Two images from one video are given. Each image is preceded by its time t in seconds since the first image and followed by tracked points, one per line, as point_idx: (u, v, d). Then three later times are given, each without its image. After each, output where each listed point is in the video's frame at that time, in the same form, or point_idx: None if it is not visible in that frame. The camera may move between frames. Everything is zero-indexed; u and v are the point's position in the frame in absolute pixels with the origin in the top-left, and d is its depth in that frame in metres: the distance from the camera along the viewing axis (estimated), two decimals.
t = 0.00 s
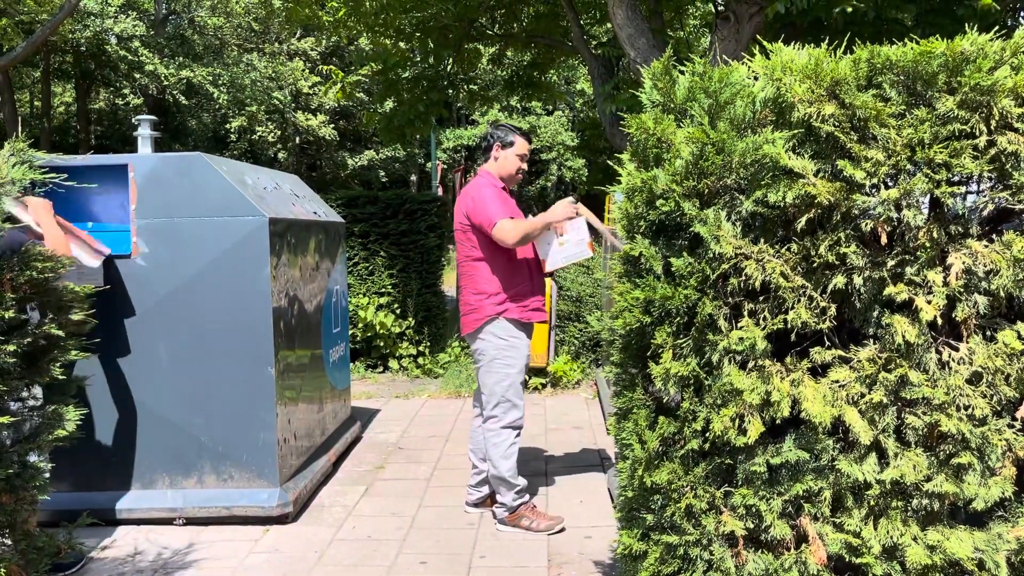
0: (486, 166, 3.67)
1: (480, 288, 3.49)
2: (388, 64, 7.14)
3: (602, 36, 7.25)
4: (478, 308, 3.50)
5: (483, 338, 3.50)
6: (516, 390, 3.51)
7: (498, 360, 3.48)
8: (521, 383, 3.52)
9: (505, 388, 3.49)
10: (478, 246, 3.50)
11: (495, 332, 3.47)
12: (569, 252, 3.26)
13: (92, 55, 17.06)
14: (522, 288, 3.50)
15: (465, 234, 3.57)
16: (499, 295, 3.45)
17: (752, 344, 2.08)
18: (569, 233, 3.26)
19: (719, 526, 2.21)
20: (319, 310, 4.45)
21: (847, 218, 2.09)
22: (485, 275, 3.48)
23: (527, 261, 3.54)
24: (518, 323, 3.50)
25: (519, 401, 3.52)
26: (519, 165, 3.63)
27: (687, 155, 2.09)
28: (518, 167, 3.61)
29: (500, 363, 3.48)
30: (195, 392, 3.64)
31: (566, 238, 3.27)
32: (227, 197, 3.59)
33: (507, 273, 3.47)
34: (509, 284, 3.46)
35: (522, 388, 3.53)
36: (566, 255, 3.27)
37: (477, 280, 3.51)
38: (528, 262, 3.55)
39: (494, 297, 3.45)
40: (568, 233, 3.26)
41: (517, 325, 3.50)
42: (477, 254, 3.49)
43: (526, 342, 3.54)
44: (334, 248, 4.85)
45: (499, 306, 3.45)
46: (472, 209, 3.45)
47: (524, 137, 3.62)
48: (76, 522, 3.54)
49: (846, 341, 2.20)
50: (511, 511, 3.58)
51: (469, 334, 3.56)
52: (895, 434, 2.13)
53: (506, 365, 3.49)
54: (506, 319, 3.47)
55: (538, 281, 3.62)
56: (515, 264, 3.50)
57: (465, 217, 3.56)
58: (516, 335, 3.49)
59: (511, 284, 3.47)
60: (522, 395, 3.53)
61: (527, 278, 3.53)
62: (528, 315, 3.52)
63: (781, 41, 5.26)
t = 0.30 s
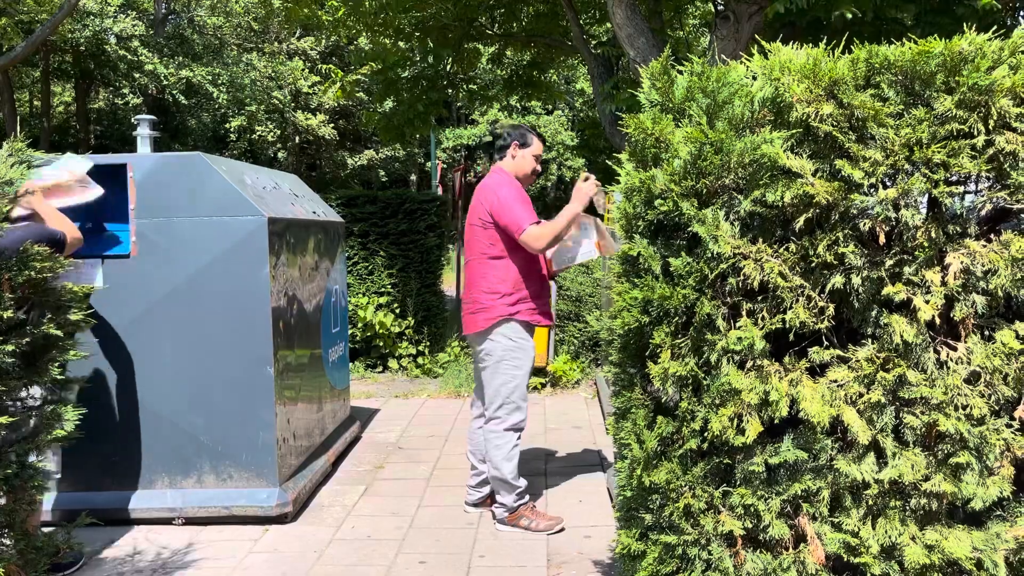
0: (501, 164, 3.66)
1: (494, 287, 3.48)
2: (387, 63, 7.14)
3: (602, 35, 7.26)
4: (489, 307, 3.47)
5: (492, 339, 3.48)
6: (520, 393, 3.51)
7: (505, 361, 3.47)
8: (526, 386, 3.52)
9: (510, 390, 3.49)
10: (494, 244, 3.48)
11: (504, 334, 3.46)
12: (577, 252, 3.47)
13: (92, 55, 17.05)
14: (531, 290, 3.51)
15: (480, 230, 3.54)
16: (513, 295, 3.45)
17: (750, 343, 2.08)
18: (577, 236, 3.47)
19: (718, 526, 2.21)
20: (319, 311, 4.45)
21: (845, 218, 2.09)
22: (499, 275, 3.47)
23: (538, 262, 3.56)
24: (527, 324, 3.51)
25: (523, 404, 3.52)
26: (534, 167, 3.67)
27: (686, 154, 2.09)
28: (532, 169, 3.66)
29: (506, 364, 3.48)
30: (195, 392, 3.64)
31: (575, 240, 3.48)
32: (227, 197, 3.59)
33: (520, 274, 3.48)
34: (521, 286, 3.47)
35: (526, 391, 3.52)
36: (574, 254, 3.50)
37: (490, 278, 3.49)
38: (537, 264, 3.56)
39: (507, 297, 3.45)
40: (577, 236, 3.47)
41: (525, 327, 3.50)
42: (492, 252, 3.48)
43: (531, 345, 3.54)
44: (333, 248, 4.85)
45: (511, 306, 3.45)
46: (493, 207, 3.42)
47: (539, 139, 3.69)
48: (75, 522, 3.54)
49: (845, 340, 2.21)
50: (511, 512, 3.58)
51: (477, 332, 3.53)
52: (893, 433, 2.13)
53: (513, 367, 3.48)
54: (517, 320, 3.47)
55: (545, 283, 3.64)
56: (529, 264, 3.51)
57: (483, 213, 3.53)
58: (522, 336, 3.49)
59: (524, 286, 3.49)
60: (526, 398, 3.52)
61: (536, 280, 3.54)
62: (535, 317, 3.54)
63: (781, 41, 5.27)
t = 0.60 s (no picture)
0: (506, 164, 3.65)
1: (500, 287, 3.47)
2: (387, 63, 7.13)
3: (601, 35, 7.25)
4: (494, 307, 3.46)
5: (496, 339, 3.48)
6: (522, 394, 3.51)
7: (508, 361, 3.47)
8: (529, 387, 3.52)
9: (513, 390, 3.49)
10: (502, 245, 3.48)
11: (508, 334, 3.46)
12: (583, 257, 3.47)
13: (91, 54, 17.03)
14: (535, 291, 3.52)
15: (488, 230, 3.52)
16: (520, 296, 3.46)
17: (749, 342, 2.08)
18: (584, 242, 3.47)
19: (717, 525, 2.21)
20: (318, 310, 4.45)
21: (844, 217, 2.09)
22: (506, 275, 3.47)
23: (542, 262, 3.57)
24: (530, 324, 3.52)
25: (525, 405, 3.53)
26: (539, 168, 3.68)
27: (685, 153, 2.08)
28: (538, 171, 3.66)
29: (509, 364, 3.48)
30: (195, 392, 3.64)
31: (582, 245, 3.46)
32: (227, 196, 3.59)
33: (526, 275, 3.49)
34: (526, 286, 3.48)
35: (528, 392, 3.53)
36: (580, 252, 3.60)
37: (497, 278, 3.48)
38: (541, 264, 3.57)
39: (513, 297, 3.45)
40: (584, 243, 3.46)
41: (529, 327, 3.51)
42: (501, 253, 3.48)
43: (534, 346, 3.54)
44: (333, 248, 4.85)
45: (517, 306, 3.45)
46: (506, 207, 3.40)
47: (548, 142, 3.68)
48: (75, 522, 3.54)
49: (844, 339, 2.21)
50: (511, 511, 3.58)
51: (479, 332, 3.53)
52: (892, 433, 2.13)
53: (516, 367, 3.49)
54: (522, 320, 3.47)
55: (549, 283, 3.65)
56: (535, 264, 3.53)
57: (491, 212, 3.51)
58: (526, 336, 3.50)
59: (529, 286, 3.50)
60: (528, 398, 3.52)
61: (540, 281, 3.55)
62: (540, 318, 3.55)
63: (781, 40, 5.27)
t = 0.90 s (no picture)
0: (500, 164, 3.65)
1: (499, 286, 3.47)
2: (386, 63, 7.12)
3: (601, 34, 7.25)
4: (494, 307, 3.46)
5: (495, 338, 3.47)
6: (522, 393, 3.51)
7: (507, 360, 3.47)
8: (528, 386, 3.52)
9: (512, 389, 3.48)
10: (498, 244, 3.48)
11: (507, 332, 3.46)
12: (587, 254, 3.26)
13: (91, 54, 17.01)
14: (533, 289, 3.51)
15: (484, 229, 3.52)
16: (518, 294, 3.45)
17: (749, 342, 2.08)
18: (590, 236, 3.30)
19: (717, 525, 2.21)
20: (318, 310, 4.44)
21: (844, 217, 2.09)
22: (503, 275, 3.47)
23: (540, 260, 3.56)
24: (530, 323, 3.52)
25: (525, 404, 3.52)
26: (534, 168, 3.67)
27: (685, 153, 2.08)
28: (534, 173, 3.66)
29: (508, 363, 3.47)
30: (195, 392, 3.64)
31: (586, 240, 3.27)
32: (227, 196, 3.59)
33: (523, 274, 3.48)
34: (523, 285, 3.47)
35: (528, 391, 3.52)
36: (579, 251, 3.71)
37: (496, 278, 3.48)
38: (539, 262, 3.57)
39: (511, 296, 3.45)
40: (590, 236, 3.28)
41: (528, 326, 3.50)
42: (497, 251, 3.48)
43: (533, 344, 3.53)
44: (332, 247, 4.85)
45: (516, 305, 3.44)
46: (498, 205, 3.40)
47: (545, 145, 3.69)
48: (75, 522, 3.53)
49: (844, 339, 2.21)
50: (511, 511, 3.59)
51: (478, 332, 3.54)
52: (893, 433, 2.13)
53: (515, 366, 3.48)
54: (521, 320, 3.47)
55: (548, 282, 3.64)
56: (532, 263, 3.53)
57: (487, 212, 3.51)
58: (526, 336, 3.50)
59: (527, 285, 3.49)
60: (528, 398, 3.52)
61: (538, 280, 3.55)
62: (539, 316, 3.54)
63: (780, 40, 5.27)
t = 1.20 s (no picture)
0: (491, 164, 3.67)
1: (489, 285, 3.49)
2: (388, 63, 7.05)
3: (601, 34, 7.24)
4: (486, 306, 3.49)
5: (489, 337, 3.49)
6: (519, 391, 3.51)
7: (502, 359, 3.47)
8: (525, 383, 3.52)
9: (507, 387, 3.48)
10: (487, 243, 3.50)
11: (500, 330, 3.47)
12: (576, 253, 3.37)
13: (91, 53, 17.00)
14: (529, 287, 3.51)
15: (473, 229, 3.55)
16: (510, 292, 3.45)
17: (749, 343, 2.08)
18: (576, 236, 3.36)
19: (717, 525, 2.21)
20: (317, 310, 4.44)
21: (844, 217, 2.09)
22: (493, 273, 3.48)
23: (534, 255, 3.55)
24: (526, 321, 3.50)
25: (521, 402, 3.52)
26: (521, 163, 3.62)
27: (685, 153, 2.08)
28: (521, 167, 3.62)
29: (503, 361, 3.47)
30: (195, 392, 3.64)
31: (573, 240, 3.38)
32: (226, 196, 3.59)
33: (515, 271, 3.48)
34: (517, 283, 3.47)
35: (525, 389, 3.52)
36: (573, 255, 3.37)
37: (486, 277, 3.51)
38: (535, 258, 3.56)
39: (502, 293, 3.45)
40: (576, 234, 3.36)
41: (524, 324, 3.49)
42: (486, 250, 3.50)
43: (529, 342, 3.52)
44: (332, 247, 4.85)
45: (507, 303, 3.44)
46: (484, 203, 3.44)
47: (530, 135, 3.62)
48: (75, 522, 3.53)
49: (844, 339, 2.21)
50: (510, 510, 3.59)
51: (475, 331, 3.55)
52: (892, 433, 2.13)
53: (510, 364, 3.48)
54: (513, 316, 3.46)
55: (544, 279, 3.63)
56: (526, 260, 3.52)
57: (476, 212, 3.53)
58: (521, 334, 3.49)
59: (520, 282, 3.49)
60: (525, 396, 3.52)
61: (534, 278, 3.54)
62: (534, 312, 3.51)
63: (781, 40, 5.27)
